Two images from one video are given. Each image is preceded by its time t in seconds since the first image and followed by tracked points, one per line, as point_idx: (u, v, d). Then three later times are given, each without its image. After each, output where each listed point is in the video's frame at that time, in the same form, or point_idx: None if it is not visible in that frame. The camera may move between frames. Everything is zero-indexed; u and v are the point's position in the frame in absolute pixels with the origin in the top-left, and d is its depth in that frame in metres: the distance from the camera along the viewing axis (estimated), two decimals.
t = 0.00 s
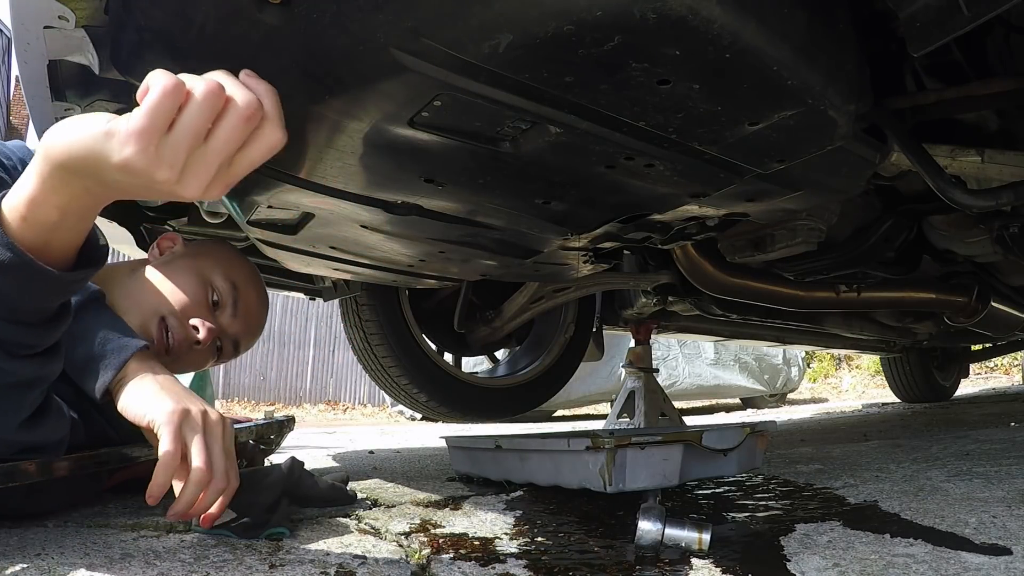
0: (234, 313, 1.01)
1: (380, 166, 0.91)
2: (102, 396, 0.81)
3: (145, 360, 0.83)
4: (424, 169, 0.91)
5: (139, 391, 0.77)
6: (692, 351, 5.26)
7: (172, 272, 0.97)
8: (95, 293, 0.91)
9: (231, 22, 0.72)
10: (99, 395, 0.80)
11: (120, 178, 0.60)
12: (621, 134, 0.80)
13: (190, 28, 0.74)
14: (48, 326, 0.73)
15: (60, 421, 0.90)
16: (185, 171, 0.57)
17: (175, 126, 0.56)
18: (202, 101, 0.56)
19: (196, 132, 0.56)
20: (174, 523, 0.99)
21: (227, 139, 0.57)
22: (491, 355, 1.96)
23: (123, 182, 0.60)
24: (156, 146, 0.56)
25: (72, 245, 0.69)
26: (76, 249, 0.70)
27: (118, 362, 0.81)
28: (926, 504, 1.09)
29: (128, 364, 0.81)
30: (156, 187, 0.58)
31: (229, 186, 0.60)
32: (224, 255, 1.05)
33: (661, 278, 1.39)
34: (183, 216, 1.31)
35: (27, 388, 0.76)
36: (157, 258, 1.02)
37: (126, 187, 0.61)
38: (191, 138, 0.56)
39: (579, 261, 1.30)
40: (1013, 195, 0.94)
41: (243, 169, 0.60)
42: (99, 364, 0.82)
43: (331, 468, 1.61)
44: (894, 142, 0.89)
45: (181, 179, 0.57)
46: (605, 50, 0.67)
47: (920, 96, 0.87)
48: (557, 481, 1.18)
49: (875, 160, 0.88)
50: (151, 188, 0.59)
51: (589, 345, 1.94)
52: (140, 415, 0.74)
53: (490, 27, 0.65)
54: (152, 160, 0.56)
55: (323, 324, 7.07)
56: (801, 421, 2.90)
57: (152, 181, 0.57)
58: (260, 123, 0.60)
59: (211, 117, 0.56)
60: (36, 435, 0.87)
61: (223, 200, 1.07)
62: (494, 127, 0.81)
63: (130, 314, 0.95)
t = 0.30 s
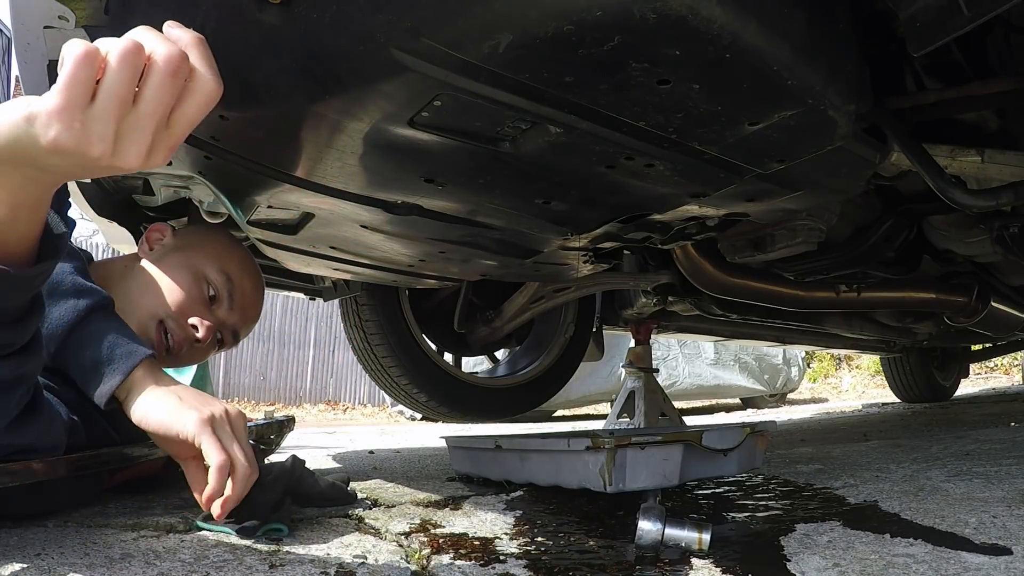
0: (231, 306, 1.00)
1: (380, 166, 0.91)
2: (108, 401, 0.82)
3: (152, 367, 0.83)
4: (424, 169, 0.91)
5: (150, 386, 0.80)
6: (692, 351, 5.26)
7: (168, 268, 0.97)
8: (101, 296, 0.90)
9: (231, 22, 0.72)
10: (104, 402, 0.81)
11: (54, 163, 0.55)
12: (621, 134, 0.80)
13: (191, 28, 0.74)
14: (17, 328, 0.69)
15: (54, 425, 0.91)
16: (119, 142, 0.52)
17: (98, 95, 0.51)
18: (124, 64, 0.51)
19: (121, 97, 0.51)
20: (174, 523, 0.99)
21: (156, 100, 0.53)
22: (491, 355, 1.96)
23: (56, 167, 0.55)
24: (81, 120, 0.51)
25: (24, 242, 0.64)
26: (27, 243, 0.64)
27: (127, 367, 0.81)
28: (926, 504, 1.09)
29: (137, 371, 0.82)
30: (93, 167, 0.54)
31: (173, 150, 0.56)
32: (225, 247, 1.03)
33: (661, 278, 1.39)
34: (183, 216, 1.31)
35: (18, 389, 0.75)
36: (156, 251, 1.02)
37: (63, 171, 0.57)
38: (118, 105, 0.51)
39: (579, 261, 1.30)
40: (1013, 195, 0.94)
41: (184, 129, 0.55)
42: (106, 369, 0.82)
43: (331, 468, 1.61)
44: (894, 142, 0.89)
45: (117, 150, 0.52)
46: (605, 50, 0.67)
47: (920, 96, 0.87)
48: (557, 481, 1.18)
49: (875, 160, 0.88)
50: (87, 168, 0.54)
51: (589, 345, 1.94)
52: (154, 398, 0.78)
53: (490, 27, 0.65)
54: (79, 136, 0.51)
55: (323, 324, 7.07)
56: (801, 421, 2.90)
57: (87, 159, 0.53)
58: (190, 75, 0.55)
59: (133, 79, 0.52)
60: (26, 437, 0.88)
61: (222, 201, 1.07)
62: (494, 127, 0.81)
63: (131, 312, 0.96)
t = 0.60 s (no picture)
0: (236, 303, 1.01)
1: (380, 166, 0.91)
2: (125, 356, 0.79)
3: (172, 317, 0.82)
4: (424, 169, 0.91)
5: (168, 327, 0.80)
6: (692, 351, 5.26)
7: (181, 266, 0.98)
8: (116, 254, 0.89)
9: (231, 22, 0.72)
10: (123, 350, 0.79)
11: (78, 170, 0.58)
12: (621, 134, 0.80)
13: (191, 29, 0.75)
14: (32, 329, 0.70)
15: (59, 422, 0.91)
16: (143, 156, 0.55)
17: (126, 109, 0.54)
18: (151, 81, 0.54)
19: (149, 111, 0.54)
20: (174, 523, 0.99)
21: (181, 120, 0.55)
22: (491, 355, 1.96)
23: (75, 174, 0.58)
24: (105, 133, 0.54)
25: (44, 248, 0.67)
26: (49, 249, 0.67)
27: (146, 315, 0.80)
28: (926, 504, 1.09)
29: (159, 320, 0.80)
30: (116, 177, 0.57)
31: (195, 167, 0.59)
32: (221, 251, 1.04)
33: (661, 278, 1.39)
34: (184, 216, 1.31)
35: (25, 392, 0.75)
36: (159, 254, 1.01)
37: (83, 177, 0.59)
38: (145, 118, 0.54)
39: (579, 261, 1.30)
40: (1013, 195, 0.94)
41: (208, 148, 0.58)
42: (127, 317, 0.81)
43: (331, 468, 1.61)
44: (894, 142, 0.89)
45: (141, 162, 0.55)
46: (605, 50, 0.67)
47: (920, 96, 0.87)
48: (557, 481, 1.18)
49: (875, 159, 0.88)
50: (112, 177, 0.57)
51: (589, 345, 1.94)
52: (167, 341, 0.77)
53: (491, 27, 0.65)
54: (105, 146, 0.54)
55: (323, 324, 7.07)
56: (801, 421, 2.90)
57: (111, 169, 0.56)
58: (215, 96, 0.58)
59: (162, 94, 0.54)
60: (29, 439, 0.87)
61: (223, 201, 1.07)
62: (494, 127, 0.81)
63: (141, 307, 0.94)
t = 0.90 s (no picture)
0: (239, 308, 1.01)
1: (380, 166, 0.91)
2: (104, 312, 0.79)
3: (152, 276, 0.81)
4: (424, 169, 0.91)
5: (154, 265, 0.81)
6: (692, 351, 5.26)
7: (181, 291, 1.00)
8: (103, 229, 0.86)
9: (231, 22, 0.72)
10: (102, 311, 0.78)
11: (119, 190, 0.52)
12: (622, 134, 0.80)
13: (191, 29, 0.75)
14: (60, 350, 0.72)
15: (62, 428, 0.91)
16: (181, 173, 0.48)
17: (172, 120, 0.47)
18: (202, 96, 0.48)
19: (189, 128, 0.47)
20: (174, 523, 0.99)
21: (217, 137, 0.48)
22: (491, 355, 1.96)
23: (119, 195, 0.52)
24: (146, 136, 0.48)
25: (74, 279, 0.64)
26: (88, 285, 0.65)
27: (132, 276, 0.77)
28: (926, 504, 1.09)
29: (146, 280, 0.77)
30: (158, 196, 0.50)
31: (243, 196, 0.51)
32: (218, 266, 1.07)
33: (661, 278, 1.39)
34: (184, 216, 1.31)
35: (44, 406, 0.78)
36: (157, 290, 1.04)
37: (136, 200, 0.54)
38: (187, 137, 0.47)
39: (579, 261, 1.30)
40: (1014, 195, 0.94)
41: (255, 175, 0.50)
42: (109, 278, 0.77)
43: (331, 468, 1.61)
44: (894, 142, 0.89)
45: (182, 180, 0.48)
46: (605, 50, 0.67)
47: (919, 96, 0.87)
48: (557, 481, 1.18)
49: (875, 160, 0.88)
50: (152, 196, 0.51)
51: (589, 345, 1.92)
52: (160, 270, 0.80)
53: (490, 27, 0.65)
54: (145, 160, 0.48)
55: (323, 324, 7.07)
56: (801, 421, 2.90)
57: (150, 186, 0.49)
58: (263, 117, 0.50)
59: (207, 111, 0.48)
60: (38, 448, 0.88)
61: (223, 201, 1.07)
62: (494, 127, 0.81)
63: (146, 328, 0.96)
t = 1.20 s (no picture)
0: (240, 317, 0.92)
1: (380, 166, 0.91)
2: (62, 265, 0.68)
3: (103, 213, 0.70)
4: (424, 169, 0.91)
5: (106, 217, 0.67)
6: (692, 351, 5.26)
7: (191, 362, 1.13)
8: (61, 172, 0.77)
9: (232, 22, 0.72)
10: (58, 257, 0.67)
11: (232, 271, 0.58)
12: (621, 134, 0.80)
13: (191, 29, 0.75)
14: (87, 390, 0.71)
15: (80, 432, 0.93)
16: (303, 282, 0.56)
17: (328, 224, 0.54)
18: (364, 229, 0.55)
19: (324, 257, 0.55)
20: (174, 523, 0.99)
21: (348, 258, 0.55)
22: (491, 355, 1.96)
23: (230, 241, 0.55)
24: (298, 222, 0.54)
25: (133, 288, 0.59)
26: (169, 327, 0.62)
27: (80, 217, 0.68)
28: (926, 504, 1.09)
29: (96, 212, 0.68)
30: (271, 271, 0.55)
31: (342, 296, 0.60)
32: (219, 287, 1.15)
33: (661, 278, 1.39)
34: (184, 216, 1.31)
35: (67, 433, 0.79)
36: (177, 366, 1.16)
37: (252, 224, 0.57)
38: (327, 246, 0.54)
39: (578, 261, 1.30)
40: (1014, 195, 0.94)
41: (359, 287, 0.59)
42: (60, 226, 0.68)
43: (331, 468, 1.61)
44: (894, 141, 0.89)
45: (303, 289, 0.57)
46: (605, 50, 0.67)
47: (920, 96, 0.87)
48: (557, 481, 1.18)
49: (875, 159, 0.88)
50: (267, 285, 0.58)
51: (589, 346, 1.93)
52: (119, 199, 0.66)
53: (490, 27, 0.65)
54: (276, 272, 0.55)
55: (323, 324, 7.06)
56: (801, 421, 2.90)
57: (272, 285, 0.57)
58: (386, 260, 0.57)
59: (342, 243, 0.54)
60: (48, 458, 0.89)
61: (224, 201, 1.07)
62: (494, 127, 0.81)
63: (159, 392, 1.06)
